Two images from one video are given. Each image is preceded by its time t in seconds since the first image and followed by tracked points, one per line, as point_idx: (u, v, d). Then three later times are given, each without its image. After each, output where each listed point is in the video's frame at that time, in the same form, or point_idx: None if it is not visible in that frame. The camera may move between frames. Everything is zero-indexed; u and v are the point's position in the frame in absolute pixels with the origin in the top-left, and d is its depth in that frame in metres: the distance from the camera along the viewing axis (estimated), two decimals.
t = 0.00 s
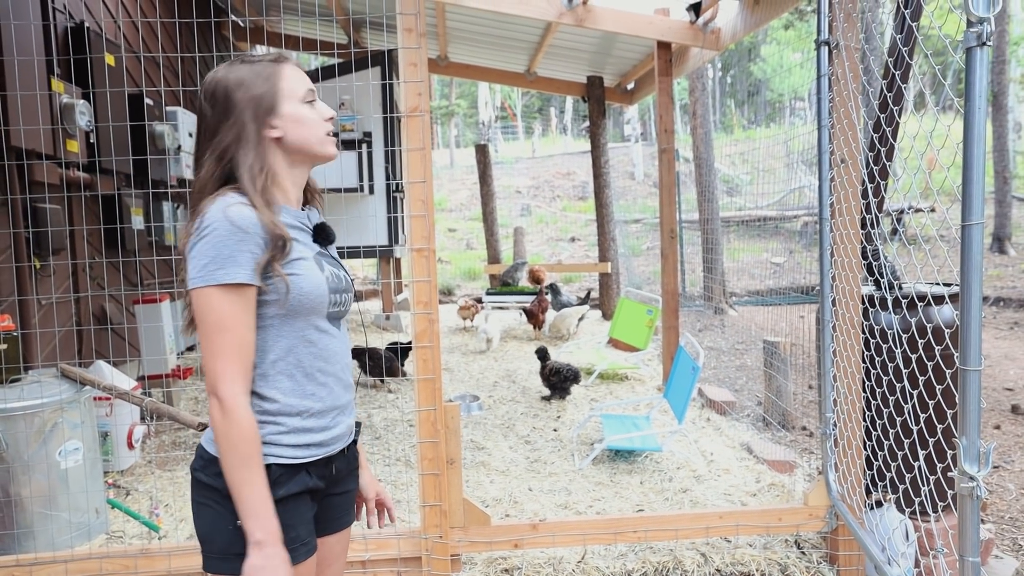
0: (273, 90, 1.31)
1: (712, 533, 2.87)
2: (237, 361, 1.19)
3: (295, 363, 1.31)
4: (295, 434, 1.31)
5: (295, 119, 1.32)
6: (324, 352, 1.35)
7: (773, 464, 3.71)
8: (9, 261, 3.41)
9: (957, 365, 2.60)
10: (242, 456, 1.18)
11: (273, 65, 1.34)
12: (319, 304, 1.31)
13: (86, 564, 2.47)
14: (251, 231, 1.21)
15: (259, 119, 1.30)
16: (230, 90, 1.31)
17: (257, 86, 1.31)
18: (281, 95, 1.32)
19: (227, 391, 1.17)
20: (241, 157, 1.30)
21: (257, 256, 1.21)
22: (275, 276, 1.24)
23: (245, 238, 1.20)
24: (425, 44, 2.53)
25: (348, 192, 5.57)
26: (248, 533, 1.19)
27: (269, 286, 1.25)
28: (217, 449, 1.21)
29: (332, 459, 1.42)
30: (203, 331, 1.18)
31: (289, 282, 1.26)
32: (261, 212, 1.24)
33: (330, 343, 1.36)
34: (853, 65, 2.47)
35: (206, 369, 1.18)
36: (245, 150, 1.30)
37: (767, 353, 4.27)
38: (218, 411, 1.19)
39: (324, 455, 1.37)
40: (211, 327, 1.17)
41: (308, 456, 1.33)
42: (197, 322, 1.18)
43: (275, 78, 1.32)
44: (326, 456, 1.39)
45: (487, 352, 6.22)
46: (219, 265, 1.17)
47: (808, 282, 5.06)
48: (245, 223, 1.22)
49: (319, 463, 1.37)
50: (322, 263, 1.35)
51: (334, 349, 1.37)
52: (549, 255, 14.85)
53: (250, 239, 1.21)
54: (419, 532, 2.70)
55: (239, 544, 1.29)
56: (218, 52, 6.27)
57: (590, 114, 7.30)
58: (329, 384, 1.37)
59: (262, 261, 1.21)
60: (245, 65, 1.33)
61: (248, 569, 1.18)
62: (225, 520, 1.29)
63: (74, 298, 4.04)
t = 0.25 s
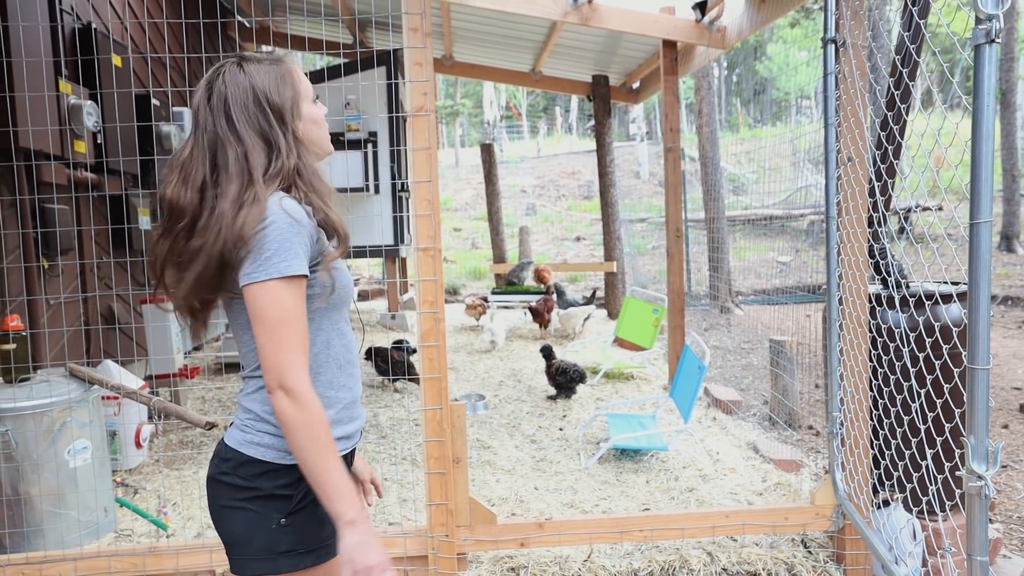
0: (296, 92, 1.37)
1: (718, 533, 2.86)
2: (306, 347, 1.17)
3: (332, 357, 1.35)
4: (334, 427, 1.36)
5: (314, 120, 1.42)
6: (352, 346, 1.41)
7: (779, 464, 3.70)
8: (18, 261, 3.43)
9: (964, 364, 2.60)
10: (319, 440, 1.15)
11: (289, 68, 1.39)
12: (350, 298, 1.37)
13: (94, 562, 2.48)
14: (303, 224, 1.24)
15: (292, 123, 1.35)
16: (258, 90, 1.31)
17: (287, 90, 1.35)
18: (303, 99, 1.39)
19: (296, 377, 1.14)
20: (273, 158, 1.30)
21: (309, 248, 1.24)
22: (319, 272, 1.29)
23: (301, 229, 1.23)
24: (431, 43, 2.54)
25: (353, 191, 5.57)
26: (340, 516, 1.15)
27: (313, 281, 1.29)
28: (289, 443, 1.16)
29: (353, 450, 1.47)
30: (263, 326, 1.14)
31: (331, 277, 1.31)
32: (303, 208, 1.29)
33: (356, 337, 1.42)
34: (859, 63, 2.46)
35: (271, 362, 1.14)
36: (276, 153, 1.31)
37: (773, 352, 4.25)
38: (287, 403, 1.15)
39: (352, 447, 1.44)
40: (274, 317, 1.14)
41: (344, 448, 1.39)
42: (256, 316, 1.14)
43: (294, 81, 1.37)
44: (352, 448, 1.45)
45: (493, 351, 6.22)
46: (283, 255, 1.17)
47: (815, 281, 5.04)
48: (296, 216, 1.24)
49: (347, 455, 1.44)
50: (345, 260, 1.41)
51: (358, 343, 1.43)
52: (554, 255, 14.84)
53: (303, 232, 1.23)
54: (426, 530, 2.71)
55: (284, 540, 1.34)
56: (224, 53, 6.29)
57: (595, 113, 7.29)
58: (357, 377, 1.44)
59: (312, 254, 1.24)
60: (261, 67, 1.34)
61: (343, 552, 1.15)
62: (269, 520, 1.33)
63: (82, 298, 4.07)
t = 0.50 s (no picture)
0: (300, 89, 1.35)
1: (723, 530, 2.86)
2: (312, 347, 1.18)
3: (331, 356, 1.35)
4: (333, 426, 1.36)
5: (319, 119, 1.39)
6: (352, 343, 1.41)
7: (784, 461, 3.70)
8: (23, 260, 3.44)
9: (969, 362, 2.59)
10: (337, 437, 1.16)
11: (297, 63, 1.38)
12: (349, 297, 1.38)
13: (100, 560, 2.49)
14: (298, 225, 1.25)
15: (286, 119, 1.33)
16: (256, 85, 1.32)
17: (288, 87, 1.34)
18: (307, 97, 1.37)
19: (305, 377, 1.15)
20: (254, 152, 1.30)
21: (308, 248, 1.25)
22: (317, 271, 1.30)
23: (297, 230, 1.23)
24: (434, 41, 2.54)
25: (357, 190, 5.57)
26: (375, 501, 1.17)
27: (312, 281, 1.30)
28: (308, 442, 1.18)
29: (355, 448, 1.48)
30: (267, 331, 1.15)
31: (330, 276, 1.32)
32: (299, 208, 1.29)
33: (355, 335, 1.42)
34: (864, 59, 2.46)
35: (279, 368, 1.14)
36: (257, 147, 1.30)
37: (777, 350, 4.24)
38: (299, 405, 1.16)
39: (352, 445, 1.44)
40: (277, 322, 1.15)
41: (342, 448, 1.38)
42: (260, 324, 1.15)
43: (299, 77, 1.36)
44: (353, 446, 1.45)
45: (496, 349, 6.22)
46: (279, 258, 1.17)
47: (819, 278, 5.02)
48: (291, 217, 1.25)
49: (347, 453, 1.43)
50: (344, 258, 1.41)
51: (358, 342, 1.44)
52: (558, 253, 14.83)
53: (299, 232, 1.23)
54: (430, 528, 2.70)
55: (280, 538, 1.33)
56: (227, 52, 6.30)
57: (599, 110, 7.28)
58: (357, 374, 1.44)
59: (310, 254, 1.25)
60: (266, 60, 1.34)
61: (385, 533, 1.19)
62: (264, 518, 1.33)
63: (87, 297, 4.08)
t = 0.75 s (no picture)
0: (308, 89, 1.35)
1: (732, 531, 2.85)
2: (288, 355, 1.18)
3: (329, 358, 1.34)
4: (332, 428, 1.35)
5: (326, 121, 1.38)
6: (354, 345, 1.38)
7: (794, 462, 3.68)
8: (36, 259, 3.48)
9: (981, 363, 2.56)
10: (303, 449, 1.16)
11: (308, 63, 1.37)
12: (350, 298, 1.35)
13: (112, 556, 2.52)
14: (286, 229, 1.23)
15: (290, 116, 1.32)
16: (264, 83, 1.32)
17: (296, 86, 1.33)
18: (315, 97, 1.36)
19: (280, 383, 1.16)
20: (252, 148, 1.30)
21: (294, 254, 1.22)
22: (307, 281, 1.25)
23: (282, 235, 1.22)
24: (443, 40, 2.54)
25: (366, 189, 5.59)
26: (326, 524, 1.16)
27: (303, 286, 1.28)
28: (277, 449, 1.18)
29: (363, 449, 1.45)
30: (250, 331, 1.17)
31: (321, 282, 1.28)
32: (292, 211, 1.27)
33: (358, 336, 1.39)
34: (875, 58, 2.44)
35: (256, 371, 1.16)
36: (256, 143, 1.30)
37: (787, 350, 4.22)
38: (273, 410, 1.17)
39: (357, 447, 1.41)
40: (258, 324, 1.17)
41: (343, 449, 1.38)
42: (241, 326, 1.17)
43: (309, 77, 1.35)
44: (358, 448, 1.43)
45: (505, 349, 6.22)
46: (260, 263, 1.18)
47: (830, 278, 5.00)
48: (280, 221, 1.24)
49: (352, 455, 1.41)
50: (347, 258, 1.38)
51: (363, 343, 1.41)
52: (567, 252, 14.82)
53: (284, 237, 1.22)
54: (438, 527, 2.71)
55: (277, 537, 1.33)
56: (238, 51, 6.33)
57: (608, 109, 7.27)
58: (361, 375, 1.41)
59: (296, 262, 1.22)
60: (278, 59, 1.35)
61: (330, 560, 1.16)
62: (263, 515, 1.33)
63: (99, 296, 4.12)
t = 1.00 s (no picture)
0: (321, 92, 1.35)
1: (737, 533, 2.83)
2: (269, 354, 1.18)
3: (326, 357, 1.33)
4: (332, 426, 1.34)
5: (338, 124, 1.38)
6: (354, 345, 1.38)
7: (799, 464, 3.67)
8: (43, 258, 3.50)
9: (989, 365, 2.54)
10: (268, 450, 1.18)
11: (323, 67, 1.37)
12: (350, 298, 1.35)
13: (117, 554, 2.53)
14: (286, 228, 1.24)
15: (302, 116, 1.32)
16: (279, 82, 1.32)
17: (310, 87, 1.33)
18: (328, 100, 1.36)
19: (254, 384, 1.17)
20: (262, 146, 1.30)
21: (292, 253, 1.23)
22: (306, 277, 1.26)
23: (281, 234, 1.22)
24: (448, 41, 2.54)
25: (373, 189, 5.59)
26: (272, 529, 1.20)
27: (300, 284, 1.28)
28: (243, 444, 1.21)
29: (364, 449, 1.45)
30: (234, 325, 1.18)
31: (323, 279, 1.29)
32: (295, 210, 1.27)
33: (359, 336, 1.39)
34: (882, 58, 2.43)
35: (234, 366, 1.17)
36: (266, 139, 1.30)
37: (794, 352, 4.21)
38: (245, 406, 1.18)
39: (357, 446, 1.40)
40: (242, 320, 1.17)
41: (344, 448, 1.37)
42: (228, 319, 1.18)
43: (323, 80, 1.36)
44: (359, 447, 1.42)
45: (511, 349, 6.22)
46: (254, 258, 1.18)
47: (837, 279, 4.97)
48: (281, 220, 1.24)
49: (352, 454, 1.40)
50: (347, 258, 1.39)
51: (363, 342, 1.40)
52: (573, 253, 14.80)
53: (284, 234, 1.23)
54: (442, 528, 2.71)
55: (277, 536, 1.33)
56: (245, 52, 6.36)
57: (615, 110, 7.26)
58: (361, 375, 1.40)
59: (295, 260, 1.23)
60: (296, 61, 1.35)
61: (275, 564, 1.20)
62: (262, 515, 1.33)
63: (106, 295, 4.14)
